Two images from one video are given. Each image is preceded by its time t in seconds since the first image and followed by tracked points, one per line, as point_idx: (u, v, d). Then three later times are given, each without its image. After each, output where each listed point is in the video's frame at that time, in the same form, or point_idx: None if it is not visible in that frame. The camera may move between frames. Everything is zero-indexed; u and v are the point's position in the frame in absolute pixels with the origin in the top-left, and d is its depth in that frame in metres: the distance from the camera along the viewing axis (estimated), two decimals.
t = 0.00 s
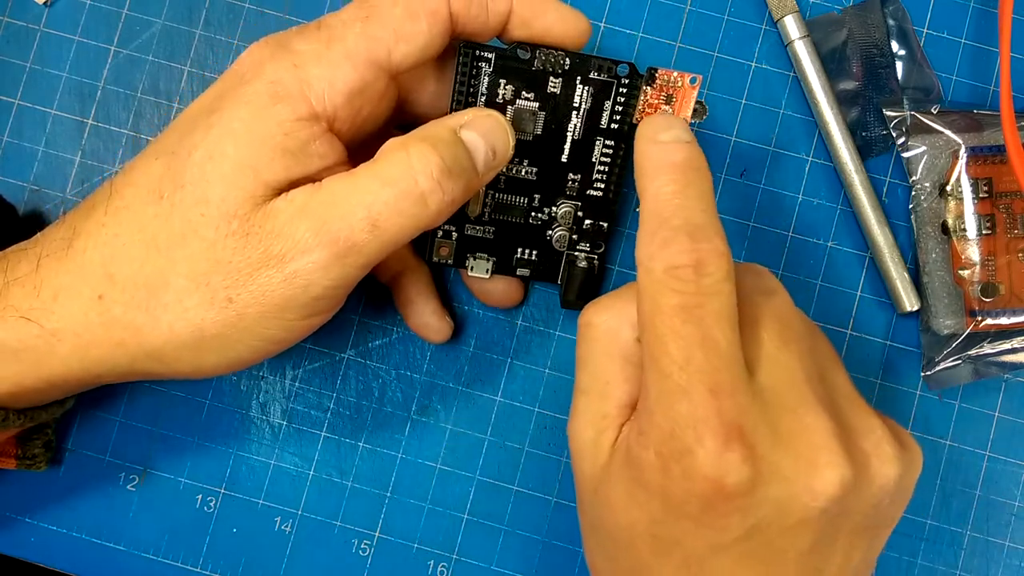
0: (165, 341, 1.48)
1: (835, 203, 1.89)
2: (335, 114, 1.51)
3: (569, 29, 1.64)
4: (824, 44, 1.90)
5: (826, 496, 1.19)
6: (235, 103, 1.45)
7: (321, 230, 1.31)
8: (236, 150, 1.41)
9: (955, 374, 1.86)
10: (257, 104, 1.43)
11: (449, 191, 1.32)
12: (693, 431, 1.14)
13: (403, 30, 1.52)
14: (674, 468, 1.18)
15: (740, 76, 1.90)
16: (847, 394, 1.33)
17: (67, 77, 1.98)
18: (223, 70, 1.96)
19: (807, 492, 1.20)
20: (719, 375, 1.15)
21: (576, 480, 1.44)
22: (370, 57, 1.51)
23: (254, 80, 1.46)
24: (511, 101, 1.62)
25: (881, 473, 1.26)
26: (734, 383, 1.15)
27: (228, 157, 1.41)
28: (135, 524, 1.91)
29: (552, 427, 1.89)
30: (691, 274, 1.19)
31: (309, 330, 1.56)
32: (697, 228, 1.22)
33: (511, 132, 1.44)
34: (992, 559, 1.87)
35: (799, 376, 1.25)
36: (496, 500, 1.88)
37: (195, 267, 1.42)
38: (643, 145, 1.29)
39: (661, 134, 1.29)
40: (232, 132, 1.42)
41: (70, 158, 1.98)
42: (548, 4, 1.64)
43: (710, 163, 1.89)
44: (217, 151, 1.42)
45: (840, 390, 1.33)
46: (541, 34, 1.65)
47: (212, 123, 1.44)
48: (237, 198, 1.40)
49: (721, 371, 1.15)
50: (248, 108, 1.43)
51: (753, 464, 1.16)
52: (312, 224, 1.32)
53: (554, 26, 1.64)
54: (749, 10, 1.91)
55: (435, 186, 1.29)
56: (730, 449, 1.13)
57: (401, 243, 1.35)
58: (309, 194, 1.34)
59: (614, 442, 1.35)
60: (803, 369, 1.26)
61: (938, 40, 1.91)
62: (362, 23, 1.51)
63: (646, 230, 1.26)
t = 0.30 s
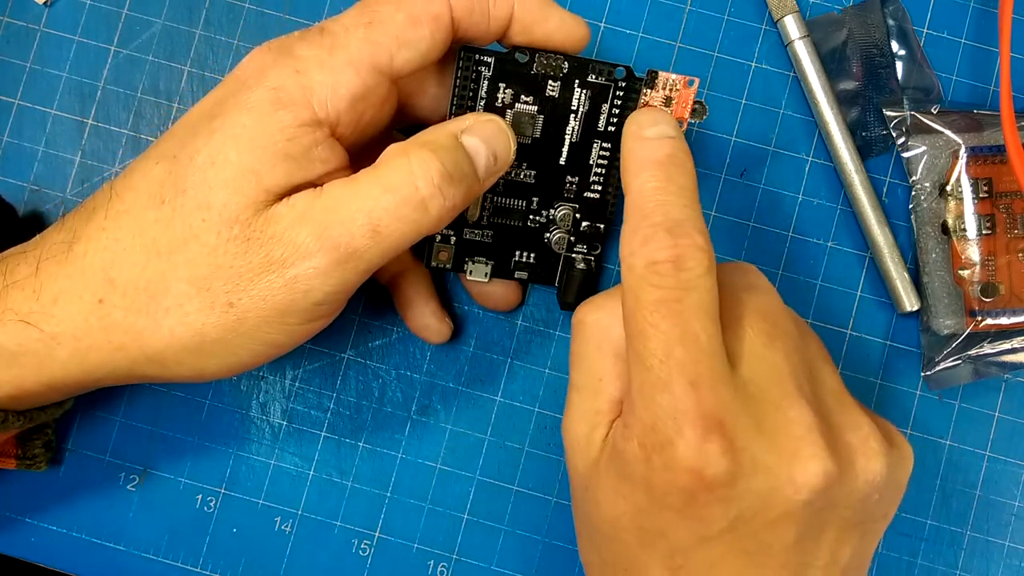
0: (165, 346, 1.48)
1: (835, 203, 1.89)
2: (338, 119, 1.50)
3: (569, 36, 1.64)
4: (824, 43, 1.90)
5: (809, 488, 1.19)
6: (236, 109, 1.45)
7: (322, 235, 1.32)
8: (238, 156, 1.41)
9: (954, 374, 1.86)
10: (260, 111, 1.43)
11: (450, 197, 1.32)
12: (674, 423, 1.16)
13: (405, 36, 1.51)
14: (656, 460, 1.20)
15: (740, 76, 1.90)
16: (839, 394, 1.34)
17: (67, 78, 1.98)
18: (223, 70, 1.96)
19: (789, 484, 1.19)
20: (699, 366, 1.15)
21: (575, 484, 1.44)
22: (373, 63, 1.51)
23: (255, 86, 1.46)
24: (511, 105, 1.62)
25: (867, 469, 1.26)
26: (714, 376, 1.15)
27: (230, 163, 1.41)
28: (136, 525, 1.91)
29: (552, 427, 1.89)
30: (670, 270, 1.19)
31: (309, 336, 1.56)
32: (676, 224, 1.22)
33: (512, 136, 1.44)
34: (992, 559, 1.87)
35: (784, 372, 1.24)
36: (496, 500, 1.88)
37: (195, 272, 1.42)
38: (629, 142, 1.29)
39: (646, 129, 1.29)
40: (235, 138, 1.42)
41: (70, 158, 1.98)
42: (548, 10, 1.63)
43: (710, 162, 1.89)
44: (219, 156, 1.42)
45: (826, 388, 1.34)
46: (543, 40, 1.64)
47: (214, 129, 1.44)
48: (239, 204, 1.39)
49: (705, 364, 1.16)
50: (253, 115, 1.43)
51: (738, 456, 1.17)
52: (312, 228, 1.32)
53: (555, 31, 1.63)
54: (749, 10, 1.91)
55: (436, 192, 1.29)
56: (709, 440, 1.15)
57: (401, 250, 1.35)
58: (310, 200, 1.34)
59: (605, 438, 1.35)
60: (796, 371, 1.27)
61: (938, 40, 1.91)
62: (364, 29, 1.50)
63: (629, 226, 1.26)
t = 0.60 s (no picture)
0: (167, 346, 1.48)
1: (835, 203, 1.89)
2: (339, 121, 1.50)
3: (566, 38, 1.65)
4: (824, 44, 1.90)
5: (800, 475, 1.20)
6: (237, 110, 1.45)
7: (324, 236, 1.32)
8: (241, 156, 1.41)
9: (955, 373, 1.86)
10: (262, 112, 1.43)
11: (450, 196, 1.32)
12: (667, 414, 1.16)
13: (406, 38, 1.51)
14: (650, 450, 1.20)
15: (739, 76, 1.90)
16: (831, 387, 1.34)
17: (67, 78, 1.98)
18: (223, 70, 1.96)
19: (780, 471, 1.20)
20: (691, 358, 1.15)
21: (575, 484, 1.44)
22: (374, 64, 1.51)
23: (257, 86, 1.46)
24: (510, 105, 1.61)
25: (859, 458, 1.27)
26: (705, 367, 1.16)
27: (234, 164, 1.41)
28: (136, 525, 1.91)
29: (553, 427, 1.89)
30: (663, 263, 1.18)
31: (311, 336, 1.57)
32: (668, 218, 1.22)
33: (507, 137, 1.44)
34: (992, 559, 1.87)
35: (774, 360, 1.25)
36: (496, 500, 1.88)
37: (198, 272, 1.43)
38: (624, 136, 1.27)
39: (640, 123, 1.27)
40: (237, 139, 1.42)
41: (70, 158, 1.98)
42: (547, 12, 1.64)
43: (710, 163, 1.89)
44: (222, 158, 1.42)
45: (818, 378, 1.34)
46: (540, 41, 1.65)
47: (216, 129, 1.44)
48: (242, 205, 1.39)
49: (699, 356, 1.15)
50: (254, 116, 1.43)
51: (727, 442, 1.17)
52: (314, 229, 1.32)
53: (551, 35, 1.64)
54: (748, 10, 1.91)
55: (436, 191, 1.29)
56: (701, 429, 1.16)
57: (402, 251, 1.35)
58: (312, 200, 1.34)
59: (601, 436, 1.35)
60: (789, 365, 1.27)
61: (938, 40, 1.91)
62: (366, 30, 1.50)
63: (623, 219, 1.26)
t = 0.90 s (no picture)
0: (161, 329, 1.48)
1: (835, 203, 1.89)
2: (331, 101, 1.52)
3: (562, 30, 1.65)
4: (824, 43, 1.90)
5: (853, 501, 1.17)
6: (233, 89, 1.45)
7: (319, 218, 1.31)
8: (233, 135, 1.41)
9: (955, 374, 1.86)
10: (253, 90, 1.44)
11: (447, 180, 1.32)
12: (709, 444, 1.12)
13: (400, 21, 1.53)
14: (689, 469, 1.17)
15: (740, 76, 1.90)
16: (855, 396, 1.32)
17: (67, 78, 1.98)
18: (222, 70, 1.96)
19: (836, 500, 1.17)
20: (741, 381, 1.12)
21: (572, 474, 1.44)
22: (366, 46, 1.53)
23: (251, 66, 1.48)
24: (507, 97, 1.61)
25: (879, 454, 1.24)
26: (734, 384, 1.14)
27: (226, 143, 1.41)
28: (136, 525, 1.90)
29: (553, 427, 1.88)
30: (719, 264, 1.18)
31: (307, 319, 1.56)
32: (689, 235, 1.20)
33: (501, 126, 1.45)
34: (992, 559, 1.86)
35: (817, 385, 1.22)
36: (496, 500, 1.88)
37: (192, 252, 1.42)
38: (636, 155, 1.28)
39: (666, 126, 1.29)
40: (230, 117, 1.42)
41: (70, 158, 1.98)
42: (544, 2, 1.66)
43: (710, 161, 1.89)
44: (215, 137, 1.42)
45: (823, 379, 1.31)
46: (534, 31, 1.65)
47: (210, 109, 1.45)
48: (236, 184, 1.39)
49: (814, 393, 1.04)
50: (247, 93, 1.44)
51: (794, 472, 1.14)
52: (309, 211, 1.32)
53: (548, 24, 1.65)
54: (748, 10, 1.91)
55: (434, 175, 1.29)
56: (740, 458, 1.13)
57: (399, 235, 1.35)
58: (308, 183, 1.34)
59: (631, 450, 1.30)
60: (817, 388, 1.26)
61: (938, 40, 1.91)
62: (359, 13, 1.52)
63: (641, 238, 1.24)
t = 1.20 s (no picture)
0: (160, 334, 1.47)
1: (835, 203, 1.89)
2: (332, 107, 1.51)
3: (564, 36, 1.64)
4: (824, 44, 1.90)
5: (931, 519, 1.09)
6: (233, 93, 1.45)
7: (320, 224, 1.31)
8: (234, 140, 1.41)
9: (954, 373, 1.86)
10: (255, 95, 1.44)
11: (447, 186, 1.32)
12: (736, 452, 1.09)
13: (402, 27, 1.54)
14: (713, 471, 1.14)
15: (740, 76, 1.90)
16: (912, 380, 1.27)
17: (67, 78, 1.98)
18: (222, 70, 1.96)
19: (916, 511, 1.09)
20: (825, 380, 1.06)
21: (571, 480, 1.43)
22: (369, 52, 1.53)
23: (252, 70, 1.47)
24: (509, 103, 1.62)
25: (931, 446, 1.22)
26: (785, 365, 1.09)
27: (226, 148, 1.41)
28: (136, 524, 1.90)
29: (553, 427, 1.88)
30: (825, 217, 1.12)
31: (305, 327, 1.56)
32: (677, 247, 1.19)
33: (501, 130, 1.46)
34: (992, 559, 1.86)
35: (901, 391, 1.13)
36: (496, 500, 1.88)
37: (192, 259, 1.42)
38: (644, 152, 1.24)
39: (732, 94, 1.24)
40: (231, 122, 1.42)
41: (70, 158, 1.98)
42: (547, 7, 1.65)
43: (709, 162, 1.89)
44: (215, 143, 1.42)
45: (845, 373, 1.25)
46: (536, 37, 1.64)
47: (210, 114, 1.45)
48: (235, 190, 1.39)
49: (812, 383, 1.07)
50: (248, 97, 1.44)
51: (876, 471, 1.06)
52: (310, 217, 1.32)
53: (549, 30, 1.64)
54: (748, 10, 1.91)
55: (435, 180, 1.29)
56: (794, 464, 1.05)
57: (399, 241, 1.35)
58: (308, 189, 1.33)
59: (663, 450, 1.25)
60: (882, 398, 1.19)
61: (938, 40, 1.91)
62: (361, 17, 1.53)
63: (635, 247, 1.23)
